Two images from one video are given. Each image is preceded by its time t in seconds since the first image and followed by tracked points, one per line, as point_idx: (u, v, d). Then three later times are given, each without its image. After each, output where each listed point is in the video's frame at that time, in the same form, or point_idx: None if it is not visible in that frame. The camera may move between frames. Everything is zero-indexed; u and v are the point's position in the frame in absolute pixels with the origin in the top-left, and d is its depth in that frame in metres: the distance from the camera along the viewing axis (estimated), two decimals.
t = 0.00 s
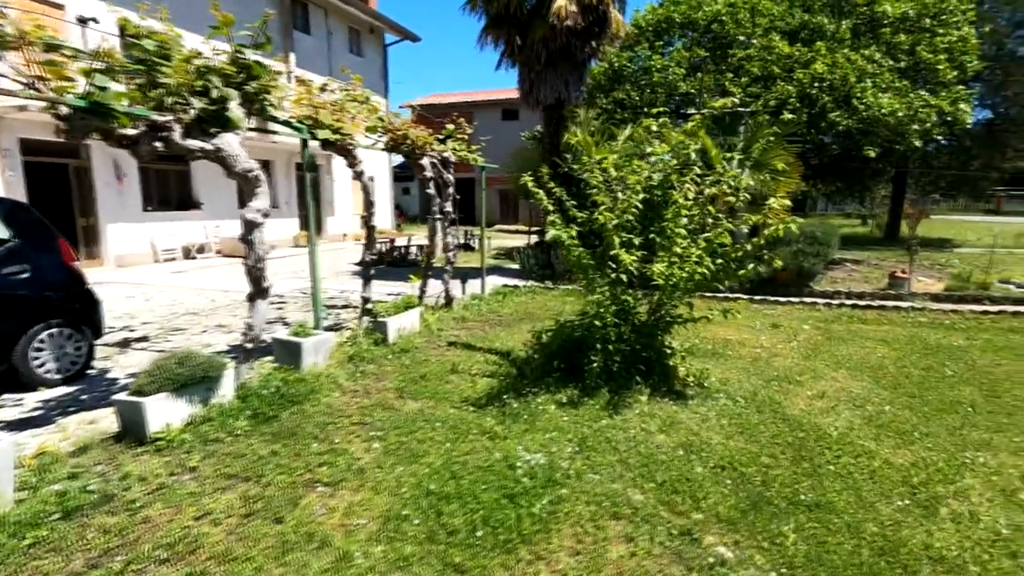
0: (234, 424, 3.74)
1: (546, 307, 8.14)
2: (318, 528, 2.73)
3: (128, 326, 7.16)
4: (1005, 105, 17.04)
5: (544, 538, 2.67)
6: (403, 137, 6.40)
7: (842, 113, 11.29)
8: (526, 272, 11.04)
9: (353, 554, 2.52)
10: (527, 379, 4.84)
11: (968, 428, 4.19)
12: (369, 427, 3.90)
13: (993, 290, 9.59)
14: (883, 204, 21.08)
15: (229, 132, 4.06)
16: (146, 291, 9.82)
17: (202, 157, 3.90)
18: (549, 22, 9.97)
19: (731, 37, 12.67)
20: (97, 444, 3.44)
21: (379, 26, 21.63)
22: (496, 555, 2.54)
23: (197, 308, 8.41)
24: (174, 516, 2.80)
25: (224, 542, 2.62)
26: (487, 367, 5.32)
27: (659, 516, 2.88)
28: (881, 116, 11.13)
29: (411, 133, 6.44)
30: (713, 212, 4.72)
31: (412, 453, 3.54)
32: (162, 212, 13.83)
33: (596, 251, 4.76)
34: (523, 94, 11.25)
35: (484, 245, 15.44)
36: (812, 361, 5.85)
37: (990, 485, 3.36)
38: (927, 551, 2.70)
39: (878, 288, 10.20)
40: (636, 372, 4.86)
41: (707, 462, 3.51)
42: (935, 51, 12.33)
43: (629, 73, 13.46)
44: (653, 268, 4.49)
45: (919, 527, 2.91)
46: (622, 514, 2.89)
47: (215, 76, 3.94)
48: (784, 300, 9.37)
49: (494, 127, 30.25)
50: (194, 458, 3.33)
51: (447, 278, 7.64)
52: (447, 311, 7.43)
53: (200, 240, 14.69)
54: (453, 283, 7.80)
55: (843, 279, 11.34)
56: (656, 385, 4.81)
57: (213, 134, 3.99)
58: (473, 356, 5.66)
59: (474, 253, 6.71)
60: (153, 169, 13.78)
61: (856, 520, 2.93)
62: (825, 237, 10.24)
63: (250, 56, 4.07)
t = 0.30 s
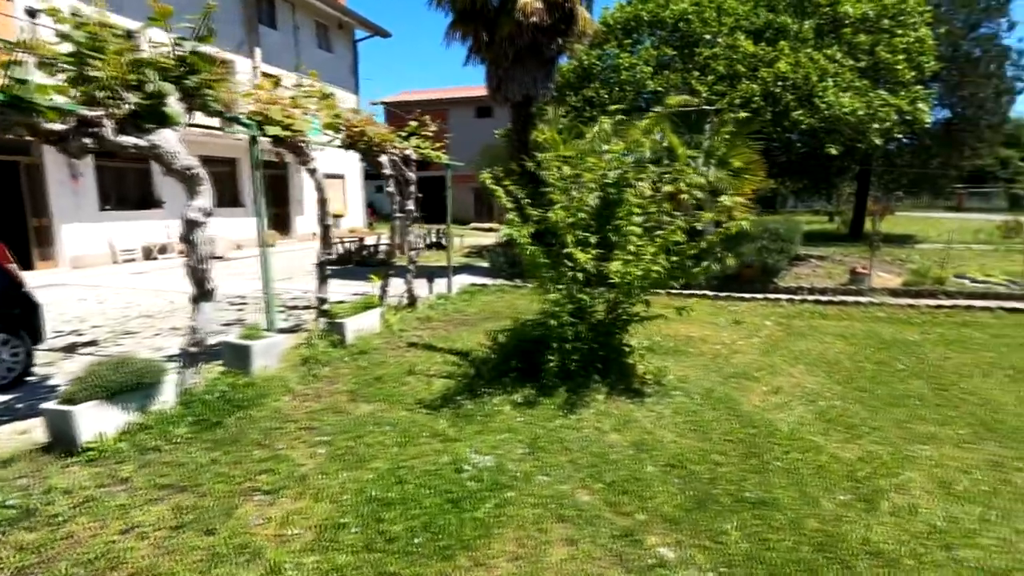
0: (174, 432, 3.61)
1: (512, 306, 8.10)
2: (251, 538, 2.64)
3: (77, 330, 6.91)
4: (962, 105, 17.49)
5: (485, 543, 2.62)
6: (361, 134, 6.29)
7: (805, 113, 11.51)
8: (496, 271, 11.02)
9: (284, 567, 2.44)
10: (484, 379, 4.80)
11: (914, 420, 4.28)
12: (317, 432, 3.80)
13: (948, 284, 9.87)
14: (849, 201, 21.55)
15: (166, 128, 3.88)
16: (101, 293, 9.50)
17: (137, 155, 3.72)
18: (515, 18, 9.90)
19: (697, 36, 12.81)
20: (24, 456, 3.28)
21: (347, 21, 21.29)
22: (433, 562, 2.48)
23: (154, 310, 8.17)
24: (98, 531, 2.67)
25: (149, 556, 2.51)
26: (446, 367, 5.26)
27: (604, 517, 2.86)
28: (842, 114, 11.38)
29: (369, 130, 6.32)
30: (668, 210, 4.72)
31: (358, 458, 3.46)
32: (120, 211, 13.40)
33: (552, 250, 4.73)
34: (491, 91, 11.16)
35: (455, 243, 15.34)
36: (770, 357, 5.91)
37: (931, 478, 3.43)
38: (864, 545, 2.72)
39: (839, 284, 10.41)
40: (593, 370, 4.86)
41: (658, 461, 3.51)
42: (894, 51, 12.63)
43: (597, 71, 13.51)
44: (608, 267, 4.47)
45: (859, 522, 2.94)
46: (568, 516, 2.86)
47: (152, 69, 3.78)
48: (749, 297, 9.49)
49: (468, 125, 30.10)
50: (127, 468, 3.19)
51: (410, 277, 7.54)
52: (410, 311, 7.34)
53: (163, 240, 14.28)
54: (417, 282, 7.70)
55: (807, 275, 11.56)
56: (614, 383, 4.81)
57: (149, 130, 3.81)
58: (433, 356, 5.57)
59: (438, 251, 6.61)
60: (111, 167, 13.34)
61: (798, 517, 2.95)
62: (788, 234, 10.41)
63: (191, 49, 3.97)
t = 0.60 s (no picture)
0: (99, 435, 3.50)
1: (473, 303, 8.07)
2: (164, 542, 2.58)
3: (17, 332, 6.66)
4: (920, 104, 17.95)
5: (404, 542, 2.59)
6: (310, 129, 6.23)
7: (766, 111, 11.69)
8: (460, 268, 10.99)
9: (193, 570, 2.38)
10: (431, 377, 4.76)
11: (849, 412, 4.39)
12: (252, 432, 3.73)
13: (901, 278, 10.14)
14: (814, 198, 21.99)
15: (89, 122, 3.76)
16: (50, 293, 9.19)
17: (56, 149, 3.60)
18: (476, 14, 9.84)
19: (662, 34, 12.93)
20: None
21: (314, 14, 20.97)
22: (349, 562, 2.45)
23: (103, 310, 7.94)
24: (3, 539, 2.57)
25: (54, 563, 2.43)
26: (396, 365, 5.21)
27: (530, 513, 2.86)
28: (801, 112, 11.60)
29: (317, 125, 6.22)
30: (614, 205, 4.73)
31: (290, 458, 3.40)
32: (75, 209, 13.01)
33: (498, 246, 4.71)
34: (455, 87, 11.09)
35: (424, 241, 15.25)
36: (720, 351, 5.99)
37: (858, 467, 3.51)
38: (782, 534, 2.77)
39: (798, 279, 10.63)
40: (541, 366, 4.86)
41: (594, 455, 3.51)
42: (852, 51, 12.92)
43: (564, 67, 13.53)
44: (553, 262, 4.47)
45: (781, 512, 2.99)
46: (494, 513, 2.85)
47: (72, 60, 3.66)
48: (709, 292, 9.62)
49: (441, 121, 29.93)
50: (44, 473, 3.09)
51: (366, 275, 7.45)
52: (367, 308, 7.25)
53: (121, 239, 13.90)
54: (375, 280, 7.61)
55: (768, 270, 11.77)
56: (561, 379, 4.81)
57: (69, 123, 3.70)
58: (384, 354, 5.51)
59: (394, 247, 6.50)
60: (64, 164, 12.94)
61: (722, 508, 2.98)
62: (748, 230, 10.57)
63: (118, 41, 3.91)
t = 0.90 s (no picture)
0: (19, 443, 3.40)
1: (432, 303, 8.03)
2: (69, 554, 2.51)
3: None
4: (882, 104, 18.37)
5: (319, 548, 2.57)
6: (257, 129, 6.19)
7: (728, 111, 11.86)
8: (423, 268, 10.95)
9: None
10: (376, 379, 4.72)
11: (787, 408, 4.48)
12: (182, 438, 3.65)
13: (857, 275, 10.39)
14: (782, 196, 22.37)
15: (6, 121, 3.64)
16: None
17: None
18: (438, 12, 9.81)
19: (626, 34, 13.06)
20: None
21: (282, 11, 20.67)
22: (258, 571, 2.41)
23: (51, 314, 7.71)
24: None
25: None
26: (343, 367, 5.16)
27: (452, 516, 2.85)
28: (762, 112, 11.79)
29: (263, 124, 6.17)
30: (558, 206, 4.73)
31: (219, 464, 3.34)
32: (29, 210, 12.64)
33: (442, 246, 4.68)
34: (419, 86, 11.01)
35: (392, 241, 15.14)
36: (671, 349, 6.06)
37: (787, 463, 3.57)
38: (700, 531, 2.81)
39: (759, 276, 10.80)
40: (488, 367, 4.85)
41: (528, 455, 3.52)
42: (812, 52, 13.19)
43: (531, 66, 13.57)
44: (496, 263, 4.46)
45: (705, 508, 3.03)
46: (416, 516, 2.84)
47: None
48: (671, 290, 9.73)
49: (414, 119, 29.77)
50: None
51: (321, 275, 7.36)
52: (323, 310, 7.17)
53: (79, 240, 13.53)
54: (331, 281, 7.52)
55: (732, 268, 11.93)
56: (507, 379, 4.82)
57: None
58: (333, 356, 5.45)
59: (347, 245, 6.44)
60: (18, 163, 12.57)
61: (645, 505, 3.01)
62: (710, 228, 10.68)
63: (38, 35, 3.72)
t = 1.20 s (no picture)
0: None
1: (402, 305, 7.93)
2: None
3: None
4: (857, 107, 18.61)
5: (249, 562, 2.48)
6: (215, 129, 6.06)
7: (702, 112, 11.92)
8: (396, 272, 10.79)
9: None
10: (333, 384, 4.62)
11: (748, 409, 4.46)
12: (122, 447, 3.53)
13: (829, 276, 10.47)
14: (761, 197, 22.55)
15: None
16: None
17: None
18: (410, 13, 9.74)
19: (602, 36, 13.09)
20: None
21: (259, 11, 20.43)
22: None
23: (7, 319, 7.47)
24: None
25: None
26: (302, 371, 5.05)
27: (393, 526, 2.77)
28: (736, 114, 11.87)
29: (222, 124, 6.03)
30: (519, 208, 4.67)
31: (157, 474, 3.23)
32: None
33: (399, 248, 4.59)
34: (392, 86, 10.91)
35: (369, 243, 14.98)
36: (639, 350, 6.03)
37: (741, 465, 3.55)
38: (646, 537, 2.76)
39: (734, 277, 10.82)
40: (448, 370, 4.77)
41: (479, 462, 3.45)
42: (785, 55, 13.32)
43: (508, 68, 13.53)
44: (454, 265, 4.38)
45: (653, 513, 2.98)
46: (355, 526, 2.76)
47: None
48: (646, 291, 9.72)
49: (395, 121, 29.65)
50: None
51: (286, 277, 7.22)
52: (288, 313, 7.03)
53: (46, 243, 13.20)
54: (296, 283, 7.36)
55: (708, 269, 11.98)
56: (468, 383, 4.74)
57: None
58: (293, 361, 5.32)
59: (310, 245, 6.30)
60: None
61: (593, 511, 2.96)
62: (685, 229, 10.54)
63: None
